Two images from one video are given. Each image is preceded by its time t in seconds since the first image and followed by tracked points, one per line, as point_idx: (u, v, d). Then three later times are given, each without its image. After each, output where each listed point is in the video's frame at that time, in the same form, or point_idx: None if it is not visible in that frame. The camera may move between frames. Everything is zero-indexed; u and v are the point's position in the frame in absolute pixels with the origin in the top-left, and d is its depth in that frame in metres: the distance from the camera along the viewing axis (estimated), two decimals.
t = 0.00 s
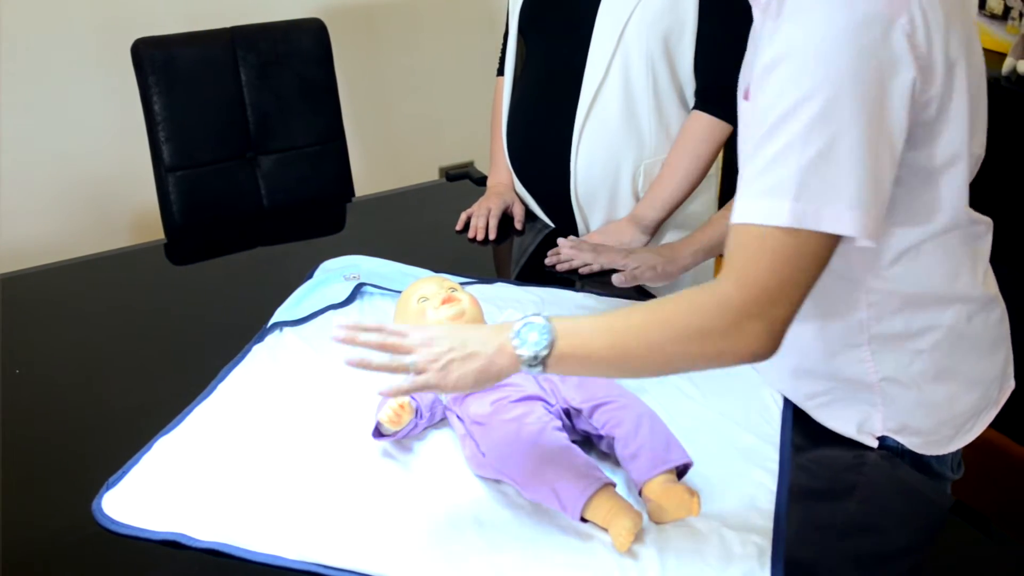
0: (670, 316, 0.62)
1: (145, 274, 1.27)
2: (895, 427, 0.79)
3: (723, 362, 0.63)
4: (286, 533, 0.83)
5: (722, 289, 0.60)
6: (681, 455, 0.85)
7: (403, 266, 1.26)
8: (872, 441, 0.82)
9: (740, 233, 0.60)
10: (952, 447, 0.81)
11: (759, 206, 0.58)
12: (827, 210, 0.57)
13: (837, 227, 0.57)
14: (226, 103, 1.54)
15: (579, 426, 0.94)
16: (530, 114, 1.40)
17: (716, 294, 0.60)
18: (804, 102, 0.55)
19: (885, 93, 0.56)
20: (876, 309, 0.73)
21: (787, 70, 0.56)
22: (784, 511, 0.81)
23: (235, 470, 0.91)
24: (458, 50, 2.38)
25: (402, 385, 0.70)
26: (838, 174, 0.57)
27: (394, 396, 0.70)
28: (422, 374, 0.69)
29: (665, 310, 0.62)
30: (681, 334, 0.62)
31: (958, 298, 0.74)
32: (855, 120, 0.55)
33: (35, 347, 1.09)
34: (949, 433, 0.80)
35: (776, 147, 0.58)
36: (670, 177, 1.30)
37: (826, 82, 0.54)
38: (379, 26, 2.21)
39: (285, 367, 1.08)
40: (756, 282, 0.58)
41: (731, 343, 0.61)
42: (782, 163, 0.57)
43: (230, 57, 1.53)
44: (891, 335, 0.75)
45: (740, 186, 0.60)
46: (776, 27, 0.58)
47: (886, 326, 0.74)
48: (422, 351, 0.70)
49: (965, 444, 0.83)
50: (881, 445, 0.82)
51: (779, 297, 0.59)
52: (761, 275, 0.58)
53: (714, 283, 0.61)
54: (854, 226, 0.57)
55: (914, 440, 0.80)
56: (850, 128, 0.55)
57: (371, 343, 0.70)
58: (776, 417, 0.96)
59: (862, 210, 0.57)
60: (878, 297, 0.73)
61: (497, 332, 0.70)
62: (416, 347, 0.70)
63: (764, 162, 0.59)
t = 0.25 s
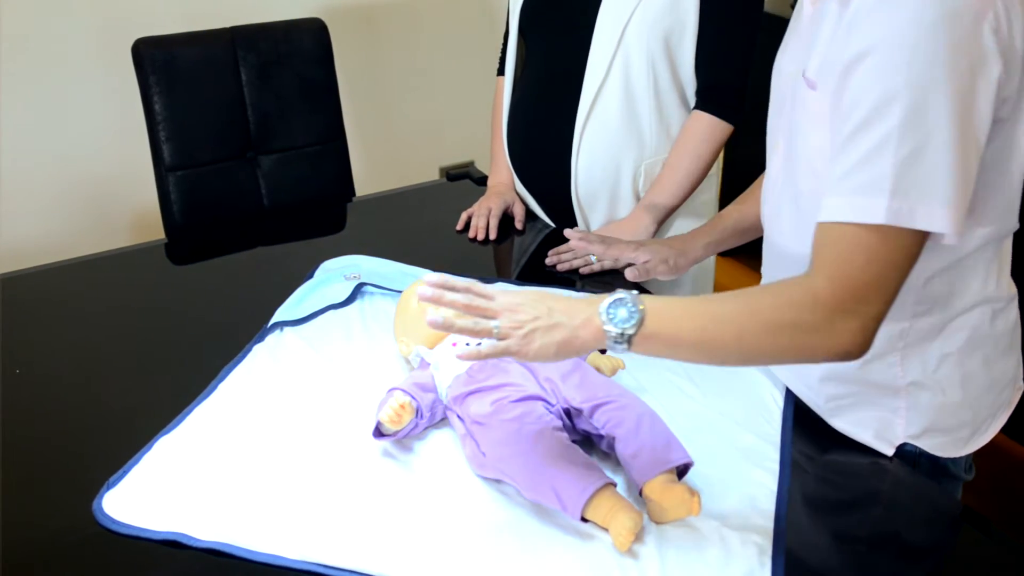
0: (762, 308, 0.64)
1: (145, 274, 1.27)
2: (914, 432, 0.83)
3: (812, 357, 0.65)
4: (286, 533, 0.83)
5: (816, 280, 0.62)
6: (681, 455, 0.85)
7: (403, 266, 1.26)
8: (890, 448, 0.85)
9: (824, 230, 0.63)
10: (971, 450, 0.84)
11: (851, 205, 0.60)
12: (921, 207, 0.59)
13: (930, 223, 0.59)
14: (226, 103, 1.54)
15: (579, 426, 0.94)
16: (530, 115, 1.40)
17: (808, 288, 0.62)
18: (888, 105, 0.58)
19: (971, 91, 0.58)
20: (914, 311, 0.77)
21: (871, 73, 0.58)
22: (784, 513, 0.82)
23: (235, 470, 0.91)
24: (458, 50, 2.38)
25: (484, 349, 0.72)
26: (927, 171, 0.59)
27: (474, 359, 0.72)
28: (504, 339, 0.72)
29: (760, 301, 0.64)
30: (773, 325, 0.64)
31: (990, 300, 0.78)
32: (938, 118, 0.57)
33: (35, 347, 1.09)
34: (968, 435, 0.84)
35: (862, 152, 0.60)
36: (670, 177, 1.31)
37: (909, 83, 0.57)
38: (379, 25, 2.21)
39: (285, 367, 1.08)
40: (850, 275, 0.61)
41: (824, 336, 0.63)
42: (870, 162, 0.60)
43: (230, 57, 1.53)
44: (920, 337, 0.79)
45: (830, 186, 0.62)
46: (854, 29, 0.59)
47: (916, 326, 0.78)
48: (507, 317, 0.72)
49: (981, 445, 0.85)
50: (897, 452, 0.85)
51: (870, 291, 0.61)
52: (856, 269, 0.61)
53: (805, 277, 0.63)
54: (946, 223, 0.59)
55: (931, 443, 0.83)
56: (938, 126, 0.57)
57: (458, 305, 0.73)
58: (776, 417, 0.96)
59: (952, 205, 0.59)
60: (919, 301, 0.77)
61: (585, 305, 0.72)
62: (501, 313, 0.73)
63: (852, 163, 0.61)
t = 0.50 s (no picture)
0: (818, 306, 0.65)
1: (145, 274, 1.27)
2: (926, 435, 0.85)
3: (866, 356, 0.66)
4: (286, 533, 0.83)
5: (875, 282, 0.63)
6: (681, 455, 0.85)
7: (403, 266, 1.26)
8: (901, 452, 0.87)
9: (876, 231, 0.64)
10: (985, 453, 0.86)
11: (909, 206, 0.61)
12: (977, 209, 0.60)
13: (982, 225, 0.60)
14: (226, 103, 1.54)
15: (579, 426, 0.94)
16: (530, 115, 1.40)
17: (865, 289, 0.63)
18: (947, 106, 0.59)
19: None
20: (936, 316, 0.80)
21: (929, 74, 0.59)
22: (784, 516, 0.82)
23: (235, 470, 0.91)
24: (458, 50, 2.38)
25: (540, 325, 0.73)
26: (981, 173, 0.60)
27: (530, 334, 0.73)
28: (560, 317, 0.73)
29: (816, 300, 0.66)
30: (829, 324, 0.65)
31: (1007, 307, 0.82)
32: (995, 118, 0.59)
33: (34, 347, 1.09)
34: (977, 440, 0.86)
35: (915, 154, 0.61)
36: (670, 177, 1.30)
37: (968, 83, 0.58)
38: (379, 25, 2.21)
39: (285, 367, 1.08)
40: (904, 278, 0.62)
41: (880, 337, 0.65)
42: (927, 164, 0.61)
43: (230, 57, 1.53)
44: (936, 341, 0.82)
45: (881, 187, 0.64)
46: (909, 31, 0.61)
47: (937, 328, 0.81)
48: (567, 296, 0.73)
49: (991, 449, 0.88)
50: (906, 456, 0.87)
51: (926, 293, 0.62)
52: (914, 272, 0.62)
53: (862, 278, 0.64)
54: (999, 225, 0.60)
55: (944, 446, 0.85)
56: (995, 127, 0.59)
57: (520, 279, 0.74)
58: (777, 418, 0.96)
59: (1005, 207, 0.60)
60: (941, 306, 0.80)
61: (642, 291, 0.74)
62: (561, 290, 0.74)
63: (907, 165, 0.62)
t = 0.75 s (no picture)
0: (838, 308, 0.65)
1: (145, 274, 1.27)
2: (932, 438, 0.85)
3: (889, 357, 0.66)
4: (286, 533, 0.83)
5: (894, 284, 0.63)
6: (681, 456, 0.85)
7: (403, 266, 1.26)
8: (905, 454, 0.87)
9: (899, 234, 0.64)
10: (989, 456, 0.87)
11: (935, 210, 0.61)
12: (1004, 214, 0.60)
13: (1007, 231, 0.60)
14: (226, 103, 1.54)
15: (579, 426, 0.93)
16: (530, 115, 1.40)
17: (885, 291, 0.63)
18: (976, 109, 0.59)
19: None
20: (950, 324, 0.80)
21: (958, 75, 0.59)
22: (785, 513, 0.82)
23: (235, 470, 0.92)
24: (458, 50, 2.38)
25: (572, 368, 0.76)
26: (1007, 178, 0.60)
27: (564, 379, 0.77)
28: (588, 352, 0.76)
29: (837, 301, 0.66)
30: (848, 326, 0.65)
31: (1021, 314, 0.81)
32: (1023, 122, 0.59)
33: (34, 347, 1.09)
34: (981, 443, 0.87)
35: (943, 158, 0.61)
36: (671, 177, 1.30)
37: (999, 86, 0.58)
38: (379, 25, 2.21)
39: (285, 367, 1.08)
40: (923, 280, 0.62)
41: (901, 338, 0.64)
42: (955, 167, 0.60)
43: (230, 57, 1.53)
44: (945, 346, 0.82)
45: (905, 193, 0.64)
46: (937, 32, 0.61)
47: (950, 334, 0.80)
48: (585, 330, 0.76)
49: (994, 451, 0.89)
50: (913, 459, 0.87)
51: (947, 295, 0.61)
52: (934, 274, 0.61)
53: (882, 280, 0.64)
54: None
55: (950, 450, 0.85)
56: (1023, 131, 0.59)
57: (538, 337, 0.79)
58: (777, 417, 0.96)
59: None
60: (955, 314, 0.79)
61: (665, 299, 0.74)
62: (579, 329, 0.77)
63: (934, 168, 0.62)
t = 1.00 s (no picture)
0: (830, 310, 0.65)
1: (146, 274, 1.27)
2: (932, 437, 0.85)
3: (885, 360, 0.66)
4: (286, 533, 0.83)
5: (890, 286, 0.63)
6: (681, 455, 0.85)
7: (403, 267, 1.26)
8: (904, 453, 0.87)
9: (902, 232, 0.63)
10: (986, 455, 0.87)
11: (942, 213, 0.60)
12: (1010, 219, 0.60)
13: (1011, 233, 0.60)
14: (226, 103, 1.54)
15: (578, 426, 0.94)
16: (530, 115, 1.40)
17: (883, 291, 0.63)
18: (985, 114, 0.58)
19: None
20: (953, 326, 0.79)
21: (967, 80, 0.59)
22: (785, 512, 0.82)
23: (235, 470, 0.91)
24: (458, 50, 2.38)
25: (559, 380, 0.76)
26: (1014, 183, 0.60)
27: (550, 391, 0.76)
28: (576, 363, 0.75)
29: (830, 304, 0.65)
30: (841, 329, 0.65)
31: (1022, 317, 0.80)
32: None
33: (34, 347, 1.09)
34: (979, 442, 0.86)
35: (950, 160, 0.61)
36: (671, 178, 1.30)
37: (1010, 91, 0.57)
38: (379, 25, 2.22)
39: (285, 367, 1.08)
40: (922, 281, 0.61)
41: (897, 339, 0.64)
42: (963, 171, 0.60)
43: (230, 57, 1.53)
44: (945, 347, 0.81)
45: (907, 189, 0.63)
46: (947, 36, 0.60)
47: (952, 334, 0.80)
48: (574, 341, 0.76)
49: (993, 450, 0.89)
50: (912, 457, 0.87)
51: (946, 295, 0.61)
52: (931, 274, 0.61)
53: (880, 280, 0.63)
54: None
55: (951, 449, 0.85)
56: None
57: (527, 344, 0.77)
58: (777, 417, 0.96)
59: None
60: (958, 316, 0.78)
61: (658, 310, 0.73)
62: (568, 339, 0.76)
63: (939, 169, 0.61)
